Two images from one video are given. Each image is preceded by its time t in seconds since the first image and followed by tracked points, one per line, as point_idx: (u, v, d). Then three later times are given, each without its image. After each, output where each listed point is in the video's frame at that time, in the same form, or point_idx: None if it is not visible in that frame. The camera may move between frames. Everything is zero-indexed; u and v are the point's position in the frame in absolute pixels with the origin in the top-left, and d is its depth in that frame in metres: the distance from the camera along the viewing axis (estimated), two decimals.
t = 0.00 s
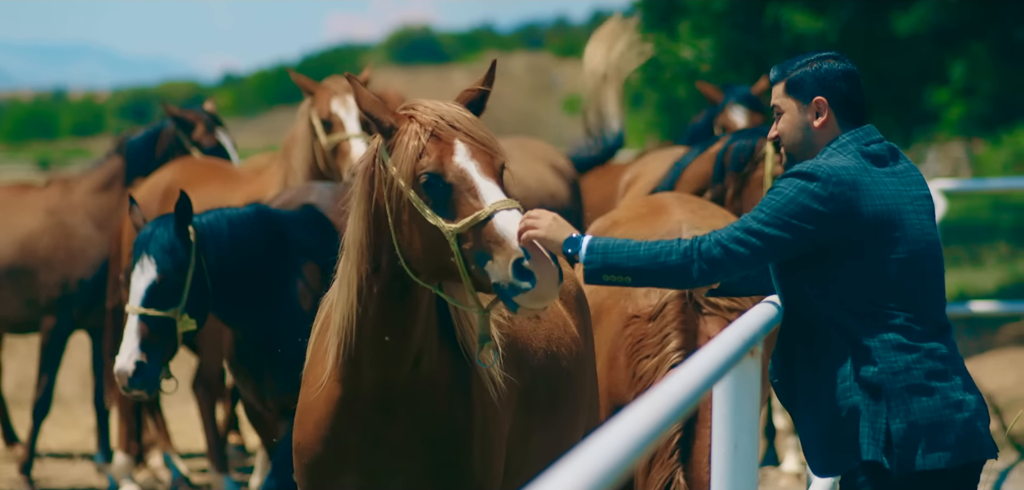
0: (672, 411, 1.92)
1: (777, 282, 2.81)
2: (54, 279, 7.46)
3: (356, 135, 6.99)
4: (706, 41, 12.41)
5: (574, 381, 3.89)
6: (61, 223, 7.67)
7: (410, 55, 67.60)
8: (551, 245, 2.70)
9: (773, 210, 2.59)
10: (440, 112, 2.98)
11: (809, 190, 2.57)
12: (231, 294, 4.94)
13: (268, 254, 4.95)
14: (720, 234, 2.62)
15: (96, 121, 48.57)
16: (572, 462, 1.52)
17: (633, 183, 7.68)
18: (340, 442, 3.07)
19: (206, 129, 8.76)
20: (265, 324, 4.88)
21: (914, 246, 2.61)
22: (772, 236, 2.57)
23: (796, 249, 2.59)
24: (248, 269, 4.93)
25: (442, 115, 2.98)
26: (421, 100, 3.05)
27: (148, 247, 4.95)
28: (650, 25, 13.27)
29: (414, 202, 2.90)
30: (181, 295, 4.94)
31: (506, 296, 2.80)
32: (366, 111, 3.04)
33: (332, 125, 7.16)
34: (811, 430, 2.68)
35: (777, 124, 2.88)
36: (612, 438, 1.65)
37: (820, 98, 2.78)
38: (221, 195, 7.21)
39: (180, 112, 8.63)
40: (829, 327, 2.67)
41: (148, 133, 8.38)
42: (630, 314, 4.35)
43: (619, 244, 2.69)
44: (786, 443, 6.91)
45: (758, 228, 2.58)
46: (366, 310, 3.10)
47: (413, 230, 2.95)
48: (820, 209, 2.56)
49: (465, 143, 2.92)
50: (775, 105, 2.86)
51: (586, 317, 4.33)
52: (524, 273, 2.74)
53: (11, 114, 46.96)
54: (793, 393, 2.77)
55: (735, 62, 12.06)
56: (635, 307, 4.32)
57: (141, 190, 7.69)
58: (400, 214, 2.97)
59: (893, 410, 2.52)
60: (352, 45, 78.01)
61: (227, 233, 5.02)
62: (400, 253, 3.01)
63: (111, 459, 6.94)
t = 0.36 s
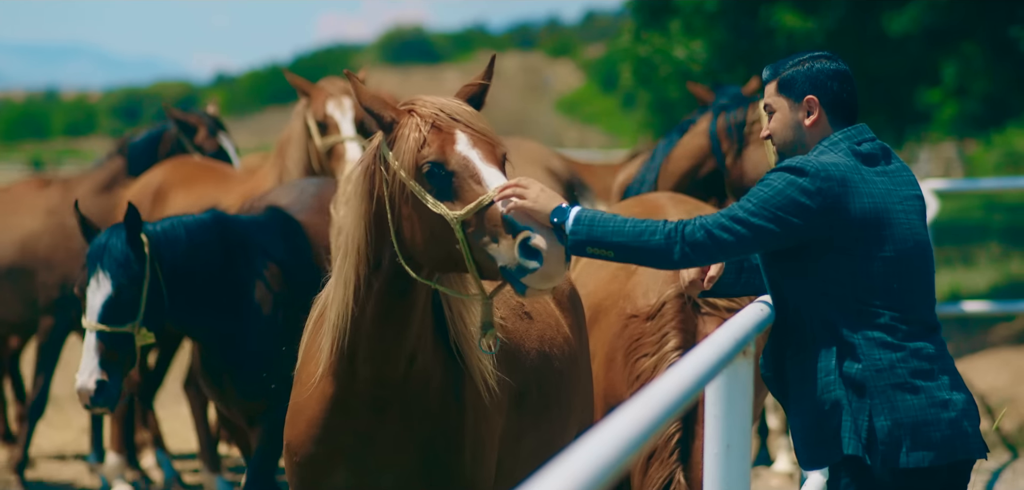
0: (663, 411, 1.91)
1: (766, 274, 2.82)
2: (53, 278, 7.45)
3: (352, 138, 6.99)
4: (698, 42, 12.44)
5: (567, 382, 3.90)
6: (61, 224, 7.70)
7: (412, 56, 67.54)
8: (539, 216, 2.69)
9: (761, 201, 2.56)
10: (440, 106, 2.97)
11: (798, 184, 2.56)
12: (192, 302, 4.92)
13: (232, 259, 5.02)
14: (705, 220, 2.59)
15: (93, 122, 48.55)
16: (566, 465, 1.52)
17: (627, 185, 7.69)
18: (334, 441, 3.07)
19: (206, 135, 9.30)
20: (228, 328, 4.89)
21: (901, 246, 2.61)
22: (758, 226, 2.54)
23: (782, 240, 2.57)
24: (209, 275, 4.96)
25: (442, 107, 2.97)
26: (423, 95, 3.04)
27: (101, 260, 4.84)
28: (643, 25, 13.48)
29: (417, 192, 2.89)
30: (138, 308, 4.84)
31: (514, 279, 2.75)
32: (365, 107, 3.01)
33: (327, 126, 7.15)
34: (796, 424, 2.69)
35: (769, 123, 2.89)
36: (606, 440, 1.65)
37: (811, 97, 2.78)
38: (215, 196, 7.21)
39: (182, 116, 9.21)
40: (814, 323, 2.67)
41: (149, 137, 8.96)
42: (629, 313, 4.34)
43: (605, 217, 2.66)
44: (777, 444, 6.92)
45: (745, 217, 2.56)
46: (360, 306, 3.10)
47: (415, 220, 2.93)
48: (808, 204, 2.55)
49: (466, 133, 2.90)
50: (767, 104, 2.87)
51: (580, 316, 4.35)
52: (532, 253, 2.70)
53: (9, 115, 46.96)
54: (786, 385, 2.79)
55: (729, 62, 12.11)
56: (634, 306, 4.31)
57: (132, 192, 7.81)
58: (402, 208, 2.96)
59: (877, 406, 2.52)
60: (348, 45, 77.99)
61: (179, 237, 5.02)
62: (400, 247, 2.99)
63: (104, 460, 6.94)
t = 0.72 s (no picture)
0: (657, 412, 1.90)
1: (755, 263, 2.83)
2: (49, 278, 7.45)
3: (347, 140, 7.02)
4: (692, 41, 12.40)
5: (561, 381, 3.89)
6: (61, 224, 7.71)
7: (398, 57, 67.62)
8: (527, 191, 2.71)
9: (750, 191, 2.59)
10: (439, 97, 2.97)
11: (788, 177, 2.57)
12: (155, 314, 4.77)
13: (188, 267, 4.79)
14: (693, 203, 2.64)
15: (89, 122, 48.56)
16: (559, 465, 1.52)
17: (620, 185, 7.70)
18: (329, 440, 3.06)
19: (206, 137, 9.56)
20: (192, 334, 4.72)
21: (890, 246, 2.61)
22: (745, 214, 2.57)
23: (769, 232, 2.59)
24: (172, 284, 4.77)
25: (441, 99, 2.97)
26: (423, 87, 3.04)
27: (59, 290, 4.72)
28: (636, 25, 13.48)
29: (413, 181, 2.88)
30: (97, 337, 4.77)
31: (509, 267, 2.72)
32: (366, 98, 3.03)
33: (323, 128, 7.16)
34: (781, 416, 2.69)
35: (762, 122, 2.89)
36: (599, 439, 1.64)
37: (803, 97, 2.78)
38: (208, 195, 7.19)
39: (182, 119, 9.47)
40: (800, 316, 2.67)
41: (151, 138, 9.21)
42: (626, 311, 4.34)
43: (594, 192, 2.68)
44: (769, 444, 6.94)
45: (731, 204, 2.59)
46: (355, 303, 3.09)
47: (411, 211, 2.93)
48: (797, 197, 2.56)
49: (464, 124, 2.89)
50: (760, 104, 2.87)
51: (576, 315, 4.35)
52: (528, 238, 2.66)
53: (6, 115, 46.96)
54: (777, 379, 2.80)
55: (720, 64, 12.19)
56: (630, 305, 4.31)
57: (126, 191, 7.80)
58: (399, 200, 2.96)
59: (862, 401, 2.52)
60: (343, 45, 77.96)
61: (134, 251, 4.82)
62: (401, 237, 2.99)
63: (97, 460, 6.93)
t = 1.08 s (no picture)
0: (648, 412, 1.90)
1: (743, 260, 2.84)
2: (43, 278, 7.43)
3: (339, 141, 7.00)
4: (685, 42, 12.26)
5: (555, 382, 3.89)
6: (55, 224, 7.68)
7: (389, 56, 67.72)
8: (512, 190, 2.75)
9: (737, 188, 2.61)
10: (422, 100, 2.96)
11: (775, 174, 2.58)
12: (117, 323, 4.72)
13: (147, 275, 4.82)
14: (680, 198, 2.67)
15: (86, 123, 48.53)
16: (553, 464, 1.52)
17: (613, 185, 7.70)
18: (325, 442, 3.06)
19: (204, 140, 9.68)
20: (157, 338, 4.73)
21: (878, 244, 2.61)
22: (731, 209, 2.60)
23: (758, 229, 2.61)
24: (134, 291, 4.77)
25: (424, 102, 2.96)
26: (405, 89, 3.03)
27: (15, 303, 4.53)
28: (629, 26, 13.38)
29: (395, 186, 2.89)
30: (57, 349, 4.61)
31: (487, 278, 2.73)
32: (349, 99, 3.00)
33: (316, 129, 7.15)
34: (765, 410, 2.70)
35: (754, 121, 2.89)
36: (592, 440, 1.64)
37: (794, 97, 2.78)
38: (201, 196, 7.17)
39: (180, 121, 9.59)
40: (787, 314, 2.68)
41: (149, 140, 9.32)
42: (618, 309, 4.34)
43: (580, 188, 2.76)
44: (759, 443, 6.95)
45: (717, 199, 2.61)
46: (348, 303, 3.09)
47: (394, 215, 2.93)
48: (784, 193, 2.57)
49: (447, 128, 2.89)
50: (752, 103, 2.87)
51: (569, 316, 4.35)
52: (503, 248, 2.65)
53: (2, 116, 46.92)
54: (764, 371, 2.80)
55: (713, 63, 12.10)
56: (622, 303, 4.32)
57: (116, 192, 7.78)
58: (383, 201, 2.96)
59: (850, 398, 2.52)
60: (339, 46, 77.89)
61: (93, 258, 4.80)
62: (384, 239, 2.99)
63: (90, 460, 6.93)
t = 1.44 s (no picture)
0: (640, 410, 1.90)
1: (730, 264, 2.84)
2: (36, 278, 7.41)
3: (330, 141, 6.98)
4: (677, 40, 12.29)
5: (548, 381, 3.89)
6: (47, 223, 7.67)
7: (385, 56, 67.71)
8: (485, 214, 2.75)
9: (720, 192, 2.62)
10: (403, 107, 2.92)
11: (759, 176, 2.59)
12: (80, 315, 4.64)
13: (114, 267, 4.75)
14: (664, 205, 2.68)
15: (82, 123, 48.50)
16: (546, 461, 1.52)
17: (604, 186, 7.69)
18: (320, 442, 3.05)
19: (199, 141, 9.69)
20: (124, 336, 4.62)
21: (863, 244, 2.61)
22: (715, 214, 2.60)
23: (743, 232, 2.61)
24: (97, 283, 4.70)
25: (403, 109, 2.91)
26: (387, 96, 3.00)
27: None
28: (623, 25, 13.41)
29: (371, 195, 2.88)
30: (14, 333, 4.46)
31: (451, 297, 2.72)
32: (331, 103, 3.00)
33: (308, 129, 7.14)
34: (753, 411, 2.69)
35: (744, 120, 2.90)
36: (584, 438, 1.63)
37: (785, 97, 2.78)
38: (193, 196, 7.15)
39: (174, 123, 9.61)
40: (775, 314, 2.68)
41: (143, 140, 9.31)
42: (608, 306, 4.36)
43: (560, 209, 2.76)
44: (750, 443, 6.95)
45: (701, 205, 2.63)
46: (339, 302, 3.09)
47: (370, 224, 2.92)
48: (768, 196, 2.58)
49: (425, 140, 2.86)
50: (743, 103, 2.87)
51: (561, 316, 4.36)
52: (466, 271, 2.65)
53: None
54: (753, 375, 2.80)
55: (705, 62, 12.07)
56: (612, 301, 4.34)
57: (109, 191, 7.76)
58: (360, 210, 2.95)
59: (839, 398, 2.52)
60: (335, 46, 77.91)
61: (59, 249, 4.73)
62: (359, 246, 2.99)
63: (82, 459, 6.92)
